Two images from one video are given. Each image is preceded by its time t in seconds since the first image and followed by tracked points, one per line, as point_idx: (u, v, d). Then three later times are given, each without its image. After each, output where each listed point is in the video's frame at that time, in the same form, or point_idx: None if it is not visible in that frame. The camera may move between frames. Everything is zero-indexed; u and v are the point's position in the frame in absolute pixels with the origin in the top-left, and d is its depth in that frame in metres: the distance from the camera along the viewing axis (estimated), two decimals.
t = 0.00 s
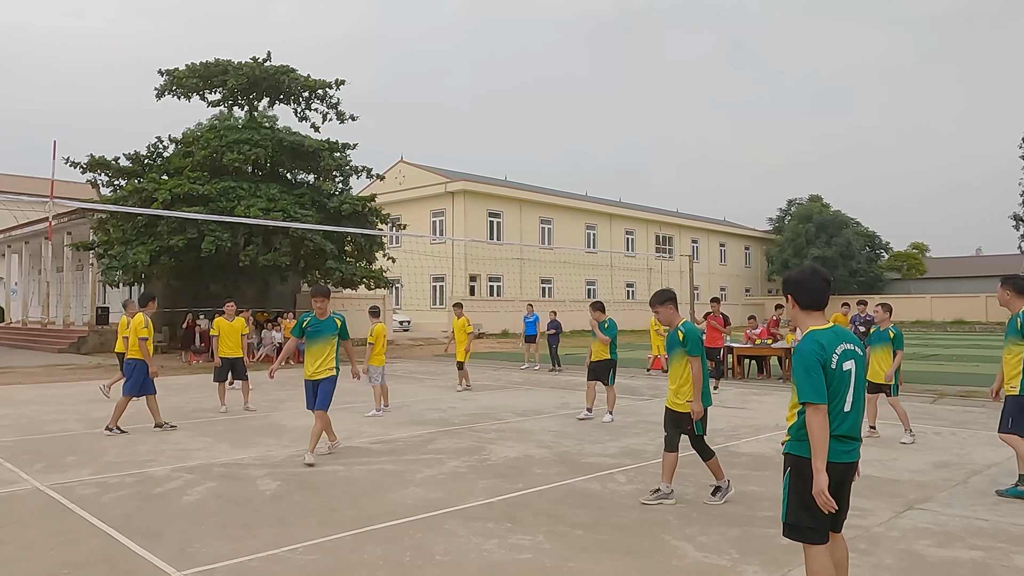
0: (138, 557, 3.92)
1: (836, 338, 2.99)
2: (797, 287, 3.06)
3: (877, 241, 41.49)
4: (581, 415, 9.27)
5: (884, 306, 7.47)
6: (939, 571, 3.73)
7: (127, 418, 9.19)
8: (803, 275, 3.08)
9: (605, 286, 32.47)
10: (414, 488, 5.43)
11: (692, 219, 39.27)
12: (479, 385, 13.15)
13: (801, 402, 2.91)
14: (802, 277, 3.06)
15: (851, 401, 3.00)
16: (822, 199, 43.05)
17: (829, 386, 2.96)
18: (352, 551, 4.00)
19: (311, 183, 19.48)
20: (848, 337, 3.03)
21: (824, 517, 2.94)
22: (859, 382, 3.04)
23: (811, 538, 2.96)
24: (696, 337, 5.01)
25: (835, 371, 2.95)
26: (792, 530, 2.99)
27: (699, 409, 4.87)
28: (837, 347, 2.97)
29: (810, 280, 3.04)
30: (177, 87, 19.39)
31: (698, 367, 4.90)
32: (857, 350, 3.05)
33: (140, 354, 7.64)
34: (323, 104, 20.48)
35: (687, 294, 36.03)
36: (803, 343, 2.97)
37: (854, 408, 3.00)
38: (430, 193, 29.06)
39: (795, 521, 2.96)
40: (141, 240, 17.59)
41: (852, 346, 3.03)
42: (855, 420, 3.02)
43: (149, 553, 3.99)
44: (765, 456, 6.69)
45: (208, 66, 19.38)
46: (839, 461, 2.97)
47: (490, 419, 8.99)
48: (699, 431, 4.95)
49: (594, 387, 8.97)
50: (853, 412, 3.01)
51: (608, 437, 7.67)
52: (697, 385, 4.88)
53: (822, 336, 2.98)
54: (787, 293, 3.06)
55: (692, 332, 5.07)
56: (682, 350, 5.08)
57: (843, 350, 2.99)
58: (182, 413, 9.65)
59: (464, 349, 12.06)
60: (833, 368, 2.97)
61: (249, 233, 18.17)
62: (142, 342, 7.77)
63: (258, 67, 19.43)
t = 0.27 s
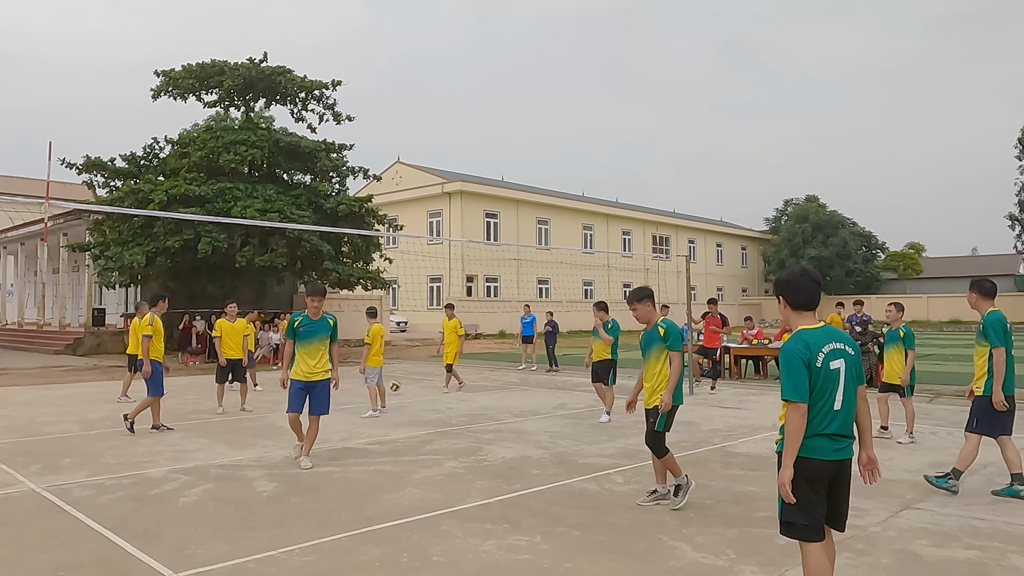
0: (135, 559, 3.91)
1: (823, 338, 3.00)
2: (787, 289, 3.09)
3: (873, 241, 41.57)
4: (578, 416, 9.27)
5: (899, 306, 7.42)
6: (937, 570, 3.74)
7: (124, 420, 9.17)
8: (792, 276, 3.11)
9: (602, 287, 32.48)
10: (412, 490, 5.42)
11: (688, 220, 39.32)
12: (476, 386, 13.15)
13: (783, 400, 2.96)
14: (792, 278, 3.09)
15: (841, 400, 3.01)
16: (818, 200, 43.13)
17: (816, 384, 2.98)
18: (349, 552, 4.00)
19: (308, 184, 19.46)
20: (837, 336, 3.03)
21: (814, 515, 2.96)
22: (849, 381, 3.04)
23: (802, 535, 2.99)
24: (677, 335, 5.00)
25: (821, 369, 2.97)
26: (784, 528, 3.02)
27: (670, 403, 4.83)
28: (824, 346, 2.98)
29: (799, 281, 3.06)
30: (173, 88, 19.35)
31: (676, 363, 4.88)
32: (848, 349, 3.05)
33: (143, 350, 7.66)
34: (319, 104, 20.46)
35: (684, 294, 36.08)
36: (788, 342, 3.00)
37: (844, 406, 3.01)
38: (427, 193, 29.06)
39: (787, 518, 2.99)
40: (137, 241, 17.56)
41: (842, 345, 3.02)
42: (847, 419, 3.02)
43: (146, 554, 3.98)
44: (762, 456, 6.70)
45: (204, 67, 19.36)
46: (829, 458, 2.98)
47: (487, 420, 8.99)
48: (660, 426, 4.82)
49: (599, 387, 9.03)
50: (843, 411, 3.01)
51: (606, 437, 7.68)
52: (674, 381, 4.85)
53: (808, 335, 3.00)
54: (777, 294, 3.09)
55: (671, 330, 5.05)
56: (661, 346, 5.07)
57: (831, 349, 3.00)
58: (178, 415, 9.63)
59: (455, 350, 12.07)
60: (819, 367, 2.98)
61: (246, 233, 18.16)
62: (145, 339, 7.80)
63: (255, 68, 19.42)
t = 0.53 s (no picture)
0: (131, 561, 3.89)
1: (813, 335, 3.04)
2: (784, 287, 3.14)
3: (869, 241, 41.66)
4: (574, 416, 9.27)
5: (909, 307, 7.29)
6: (934, 570, 3.74)
7: (120, 421, 9.14)
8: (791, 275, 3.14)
9: (599, 287, 32.49)
10: (409, 491, 5.40)
11: (685, 220, 39.38)
12: (473, 386, 13.14)
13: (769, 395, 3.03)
14: (791, 277, 3.12)
15: (831, 398, 3.04)
16: (815, 200, 43.18)
17: (803, 379, 3.03)
18: (346, 554, 3.99)
19: (304, 184, 19.42)
20: (830, 335, 3.06)
21: (801, 509, 3.01)
22: (840, 379, 3.06)
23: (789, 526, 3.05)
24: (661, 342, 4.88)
25: (807, 366, 3.01)
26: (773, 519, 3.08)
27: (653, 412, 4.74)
28: (813, 344, 3.03)
29: (800, 280, 3.08)
30: (169, 89, 19.30)
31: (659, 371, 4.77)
32: (841, 348, 3.07)
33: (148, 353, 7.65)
34: (315, 105, 20.42)
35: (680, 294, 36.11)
36: (777, 336, 3.07)
37: (834, 404, 3.04)
38: (423, 194, 29.03)
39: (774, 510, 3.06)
40: (133, 242, 17.51)
41: (834, 344, 3.06)
42: (837, 416, 3.05)
43: (142, 556, 3.97)
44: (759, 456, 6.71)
45: (200, 67, 19.32)
46: (816, 454, 3.02)
47: (484, 420, 8.98)
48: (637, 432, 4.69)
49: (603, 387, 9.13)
50: (833, 408, 3.04)
51: (603, 437, 7.68)
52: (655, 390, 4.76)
53: (798, 332, 3.05)
54: (776, 292, 3.14)
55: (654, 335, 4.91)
56: (640, 353, 4.89)
57: (821, 346, 3.03)
58: (174, 416, 9.61)
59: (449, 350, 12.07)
60: (806, 363, 3.02)
61: (242, 234, 18.11)
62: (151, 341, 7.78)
63: (250, 69, 19.40)
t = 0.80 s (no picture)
0: (129, 562, 3.90)
1: (812, 334, 3.11)
2: (790, 288, 3.21)
3: (868, 240, 41.65)
4: (574, 416, 9.28)
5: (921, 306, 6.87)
6: (931, 570, 3.74)
7: (119, 423, 9.14)
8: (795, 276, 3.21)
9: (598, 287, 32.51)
10: (407, 491, 5.41)
11: (684, 220, 39.39)
12: (472, 387, 13.15)
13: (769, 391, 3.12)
14: (795, 278, 3.19)
15: (828, 396, 3.10)
16: (814, 199, 43.18)
17: (800, 377, 3.10)
18: (344, 554, 3.99)
19: (303, 185, 19.40)
20: (830, 335, 3.12)
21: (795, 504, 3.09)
22: (839, 378, 3.12)
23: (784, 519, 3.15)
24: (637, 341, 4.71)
25: (804, 364, 3.08)
26: (770, 512, 3.18)
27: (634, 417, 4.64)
28: (810, 343, 3.10)
29: (804, 281, 3.15)
30: (168, 90, 19.29)
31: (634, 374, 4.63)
32: (840, 347, 3.12)
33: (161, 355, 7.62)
34: (314, 106, 20.41)
35: (679, 295, 36.12)
36: (776, 336, 3.15)
37: (830, 402, 3.10)
38: (422, 194, 29.03)
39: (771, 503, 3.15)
40: (132, 243, 17.51)
41: (833, 343, 3.12)
42: (834, 414, 3.11)
43: (140, 558, 3.97)
44: (758, 456, 6.71)
45: (198, 68, 19.34)
46: (812, 451, 3.09)
47: (483, 421, 8.99)
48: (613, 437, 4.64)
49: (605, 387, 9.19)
50: (830, 406, 3.10)
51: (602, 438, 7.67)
52: (632, 395, 4.64)
53: (797, 331, 3.13)
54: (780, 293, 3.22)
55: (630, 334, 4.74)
56: (611, 354, 4.70)
57: (819, 346, 3.10)
58: (174, 417, 9.61)
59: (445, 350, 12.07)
60: (804, 362, 3.10)
61: (240, 235, 18.11)
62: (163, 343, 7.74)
63: (249, 70, 19.42)
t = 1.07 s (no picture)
0: (127, 563, 3.90)
1: (809, 331, 3.19)
2: (791, 288, 3.31)
3: (867, 241, 41.68)
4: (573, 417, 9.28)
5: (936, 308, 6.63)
6: (930, 570, 3.74)
7: (117, 424, 9.13)
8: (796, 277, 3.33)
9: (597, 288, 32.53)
10: (406, 492, 5.41)
11: (683, 220, 39.41)
12: (471, 387, 13.15)
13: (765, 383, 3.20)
14: (797, 279, 3.30)
15: (823, 390, 3.14)
16: (812, 200, 43.20)
17: (795, 371, 3.17)
18: (343, 555, 3.99)
19: (301, 186, 19.38)
20: (827, 332, 3.18)
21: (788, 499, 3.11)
22: (836, 375, 3.16)
23: (779, 514, 3.17)
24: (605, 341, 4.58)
25: (799, 358, 3.16)
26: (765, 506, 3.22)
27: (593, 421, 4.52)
28: (806, 338, 3.18)
29: (804, 281, 3.25)
30: (167, 90, 19.29)
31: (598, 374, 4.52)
32: (836, 344, 3.18)
33: (172, 357, 7.61)
34: (312, 106, 20.41)
35: (678, 295, 36.13)
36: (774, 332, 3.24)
37: (826, 397, 3.14)
38: (421, 195, 29.03)
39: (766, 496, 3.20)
40: (130, 244, 17.49)
41: (830, 340, 3.18)
42: (830, 409, 3.14)
43: (138, 559, 3.97)
44: (757, 456, 6.72)
45: (196, 69, 19.33)
46: (806, 445, 3.13)
47: (482, 421, 8.99)
48: (593, 440, 4.61)
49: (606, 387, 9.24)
50: (826, 401, 3.14)
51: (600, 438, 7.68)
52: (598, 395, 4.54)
53: (793, 327, 3.22)
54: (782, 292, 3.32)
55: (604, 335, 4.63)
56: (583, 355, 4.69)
57: (814, 342, 3.16)
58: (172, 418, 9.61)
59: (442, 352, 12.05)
60: (800, 357, 3.17)
61: (239, 235, 18.09)
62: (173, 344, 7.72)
63: (247, 71, 19.41)
